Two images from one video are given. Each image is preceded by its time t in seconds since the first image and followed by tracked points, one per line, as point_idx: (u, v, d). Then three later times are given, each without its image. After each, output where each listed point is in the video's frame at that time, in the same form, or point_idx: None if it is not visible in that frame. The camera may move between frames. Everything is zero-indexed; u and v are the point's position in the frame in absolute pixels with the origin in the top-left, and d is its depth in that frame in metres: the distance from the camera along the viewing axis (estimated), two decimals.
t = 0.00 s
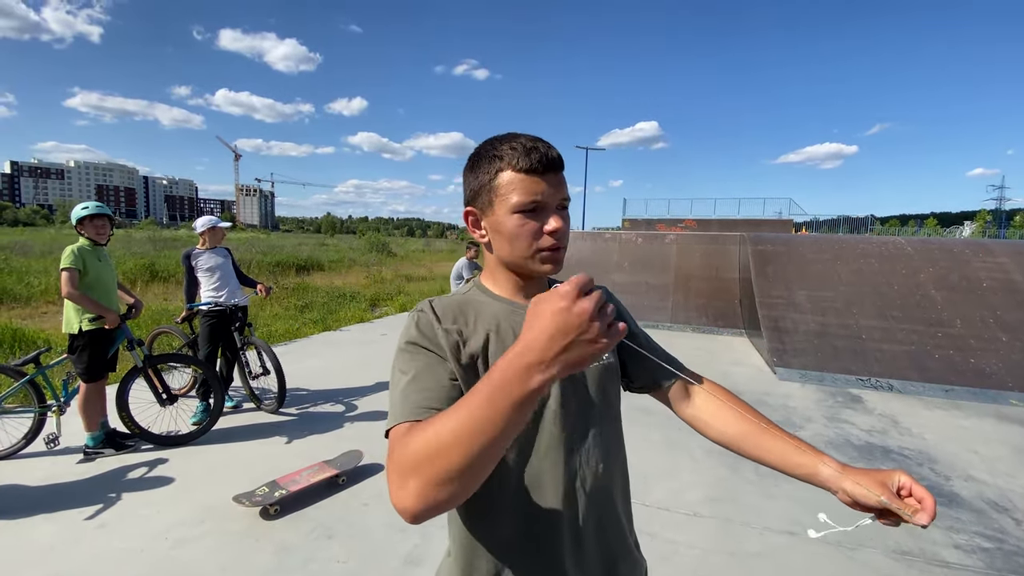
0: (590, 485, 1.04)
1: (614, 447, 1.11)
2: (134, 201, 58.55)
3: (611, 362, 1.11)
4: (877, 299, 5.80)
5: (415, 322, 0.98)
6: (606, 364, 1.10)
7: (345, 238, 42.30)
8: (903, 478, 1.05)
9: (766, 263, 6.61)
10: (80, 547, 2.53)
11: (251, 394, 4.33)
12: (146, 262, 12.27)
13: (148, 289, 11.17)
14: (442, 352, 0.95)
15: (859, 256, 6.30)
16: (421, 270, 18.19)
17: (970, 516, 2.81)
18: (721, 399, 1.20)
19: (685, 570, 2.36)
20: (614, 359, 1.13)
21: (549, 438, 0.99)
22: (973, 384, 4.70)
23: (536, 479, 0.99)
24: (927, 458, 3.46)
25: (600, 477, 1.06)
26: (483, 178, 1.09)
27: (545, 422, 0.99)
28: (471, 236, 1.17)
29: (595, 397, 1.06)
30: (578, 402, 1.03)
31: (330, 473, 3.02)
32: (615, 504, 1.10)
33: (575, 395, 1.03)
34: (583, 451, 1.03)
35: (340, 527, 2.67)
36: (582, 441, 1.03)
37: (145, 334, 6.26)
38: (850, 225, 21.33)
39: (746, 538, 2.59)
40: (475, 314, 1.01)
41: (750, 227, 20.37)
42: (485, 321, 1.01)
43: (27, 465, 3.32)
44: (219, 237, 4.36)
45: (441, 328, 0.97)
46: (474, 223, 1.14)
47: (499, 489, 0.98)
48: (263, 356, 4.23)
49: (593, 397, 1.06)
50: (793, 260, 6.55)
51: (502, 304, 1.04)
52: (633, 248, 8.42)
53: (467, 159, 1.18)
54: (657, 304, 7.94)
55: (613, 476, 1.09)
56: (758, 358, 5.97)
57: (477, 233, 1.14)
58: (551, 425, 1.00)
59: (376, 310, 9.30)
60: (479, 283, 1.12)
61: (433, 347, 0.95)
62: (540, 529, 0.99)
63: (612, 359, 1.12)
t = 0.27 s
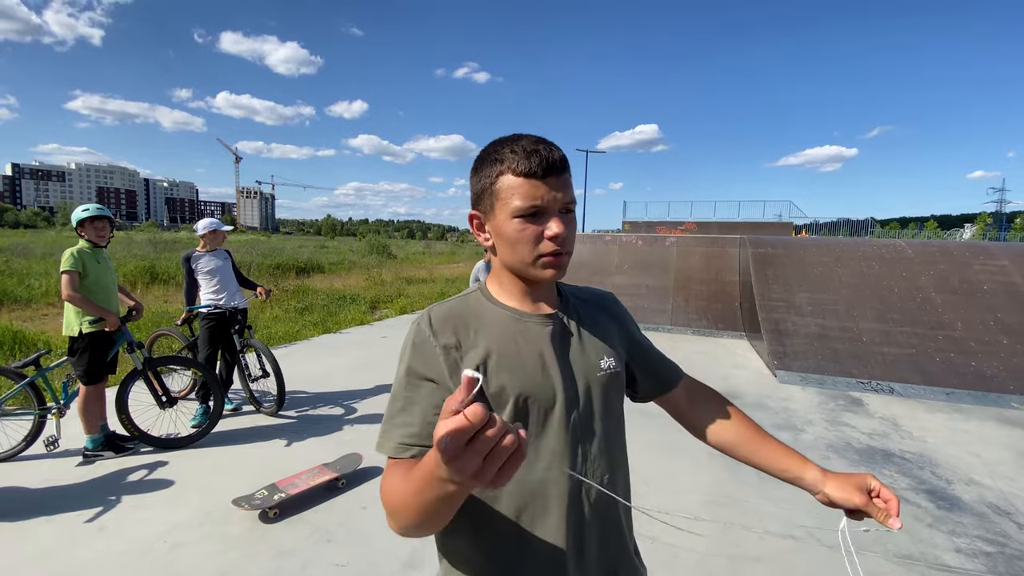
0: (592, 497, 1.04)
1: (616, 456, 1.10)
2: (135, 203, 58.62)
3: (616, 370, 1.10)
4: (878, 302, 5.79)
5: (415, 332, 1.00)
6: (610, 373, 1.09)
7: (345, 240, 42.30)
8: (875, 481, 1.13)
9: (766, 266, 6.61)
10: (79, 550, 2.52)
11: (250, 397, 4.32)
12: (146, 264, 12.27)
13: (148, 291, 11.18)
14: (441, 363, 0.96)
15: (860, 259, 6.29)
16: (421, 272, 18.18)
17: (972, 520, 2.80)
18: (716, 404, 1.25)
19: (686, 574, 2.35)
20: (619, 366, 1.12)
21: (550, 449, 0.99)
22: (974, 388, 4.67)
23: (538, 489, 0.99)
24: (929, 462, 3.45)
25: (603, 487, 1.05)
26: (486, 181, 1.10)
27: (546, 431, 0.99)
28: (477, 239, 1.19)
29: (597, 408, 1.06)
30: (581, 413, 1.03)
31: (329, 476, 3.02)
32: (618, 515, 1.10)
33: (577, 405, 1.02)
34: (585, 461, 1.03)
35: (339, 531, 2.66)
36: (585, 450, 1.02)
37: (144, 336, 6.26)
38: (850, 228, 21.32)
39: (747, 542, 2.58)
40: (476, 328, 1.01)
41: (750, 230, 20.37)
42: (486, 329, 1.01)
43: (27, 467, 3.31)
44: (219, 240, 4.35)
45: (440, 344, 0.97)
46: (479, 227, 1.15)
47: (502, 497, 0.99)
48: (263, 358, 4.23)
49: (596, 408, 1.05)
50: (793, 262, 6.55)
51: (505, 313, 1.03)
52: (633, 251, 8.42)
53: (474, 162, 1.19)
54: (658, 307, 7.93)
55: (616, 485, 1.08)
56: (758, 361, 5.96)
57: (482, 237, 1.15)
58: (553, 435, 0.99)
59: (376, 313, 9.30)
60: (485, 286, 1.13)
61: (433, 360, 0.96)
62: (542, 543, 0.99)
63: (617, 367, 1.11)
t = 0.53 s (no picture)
0: (592, 507, 1.03)
1: (620, 465, 1.09)
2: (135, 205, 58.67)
3: (621, 378, 1.07)
4: (878, 304, 5.79)
5: (414, 338, 1.03)
6: (613, 381, 1.06)
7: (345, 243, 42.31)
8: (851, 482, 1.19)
9: (767, 268, 6.60)
10: (77, 553, 2.51)
11: (249, 400, 4.32)
12: (146, 267, 12.28)
13: (148, 293, 11.18)
14: (437, 371, 0.99)
15: (860, 261, 6.29)
16: (421, 274, 18.19)
17: (973, 523, 2.79)
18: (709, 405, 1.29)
19: None
20: (626, 373, 1.10)
21: (548, 457, 0.99)
22: (974, 390, 4.67)
23: (536, 497, 1.00)
24: (929, 465, 3.44)
25: (605, 497, 1.04)
26: (481, 186, 1.11)
27: (544, 440, 0.99)
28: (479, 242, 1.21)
29: (600, 417, 1.03)
30: (582, 422, 1.02)
31: (328, 479, 3.02)
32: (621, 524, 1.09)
33: (578, 414, 1.01)
34: (585, 471, 1.02)
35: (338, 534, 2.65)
36: (585, 460, 1.01)
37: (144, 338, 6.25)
38: (850, 230, 21.33)
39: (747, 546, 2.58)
40: (473, 336, 1.02)
41: (750, 233, 20.41)
42: (484, 335, 1.02)
43: (26, 470, 3.30)
44: (219, 242, 4.35)
45: (434, 353, 1.00)
46: (479, 230, 1.17)
47: (499, 503, 1.01)
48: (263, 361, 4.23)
49: (600, 417, 1.03)
50: (793, 265, 6.55)
51: (503, 319, 1.04)
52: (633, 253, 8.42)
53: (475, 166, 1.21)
54: (658, 309, 7.92)
55: (618, 495, 1.07)
56: (759, 364, 5.96)
57: (482, 240, 1.17)
58: (551, 444, 0.99)
59: (376, 315, 9.29)
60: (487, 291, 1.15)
61: (430, 367, 1.00)
62: (538, 549, 1.00)
63: (623, 374, 1.08)
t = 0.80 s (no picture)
0: (592, 514, 1.02)
1: (621, 472, 1.08)
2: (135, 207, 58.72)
3: (625, 383, 1.06)
4: (878, 306, 5.79)
5: (415, 337, 1.04)
6: (616, 386, 1.05)
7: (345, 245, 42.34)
8: (818, 504, 1.16)
9: (767, 270, 6.60)
10: (76, 555, 2.50)
11: (249, 402, 4.32)
12: (146, 269, 12.28)
13: (148, 295, 11.17)
14: (436, 372, 1.00)
15: (861, 263, 6.30)
16: (421, 276, 18.20)
17: (973, 525, 2.79)
18: (706, 399, 1.33)
19: None
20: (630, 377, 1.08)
21: (547, 462, 0.99)
22: (974, 392, 4.67)
23: (535, 501, 0.99)
24: (929, 467, 3.43)
25: (605, 504, 1.03)
26: (479, 186, 1.12)
27: (543, 444, 0.99)
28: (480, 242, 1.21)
29: (602, 423, 1.02)
30: (583, 427, 1.01)
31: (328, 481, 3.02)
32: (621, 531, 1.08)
33: (579, 420, 1.00)
34: (585, 477, 1.01)
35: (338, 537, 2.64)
36: (585, 466, 1.00)
37: (144, 341, 6.25)
38: (850, 233, 21.35)
39: (748, 549, 2.57)
40: (472, 337, 1.02)
41: (750, 235, 20.43)
42: (485, 337, 1.02)
43: (25, 472, 3.30)
44: (219, 244, 4.36)
45: (433, 352, 1.01)
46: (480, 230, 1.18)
47: (497, 506, 1.01)
48: (263, 362, 4.22)
49: (602, 423, 1.02)
50: (793, 267, 6.55)
51: (504, 320, 1.04)
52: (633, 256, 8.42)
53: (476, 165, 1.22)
54: (658, 311, 7.92)
55: (619, 502, 1.06)
56: (759, 366, 5.95)
57: (483, 239, 1.18)
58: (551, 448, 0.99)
59: (376, 317, 9.29)
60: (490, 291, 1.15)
61: (429, 367, 1.00)
62: (535, 554, 1.00)
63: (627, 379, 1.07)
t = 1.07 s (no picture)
0: (592, 522, 1.01)
1: (623, 480, 1.07)
2: (136, 209, 58.76)
3: (628, 388, 1.06)
4: (878, 309, 5.79)
5: (418, 336, 1.04)
6: (620, 392, 1.05)
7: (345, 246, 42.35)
8: (768, 543, 1.17)
9: (767, 272, 6.60)
10: (74, 557, 2.50)
11: (249, 404, 4.32)
12: (146, 270, 12.29)
13: (148, 297, 11.17)
14: (437, 371, 1.01)
15: (861, 265, 6.30)
16: (421, 278, 18.20)
17: (974, 528, 2.78)
18: (702, 413, 1.33)
19: None
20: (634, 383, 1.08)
21: (548, 467, 0.99)
22: (975, 395, 4.67)
23: (535, 505, 0.99)
24: (930, 470, 3.43)
25: (605, 512, 1.03)
26: (487, 188, 1.13)
27: (544, 448, 0.99)
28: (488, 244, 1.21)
29: (604, 428, 1.02)
30: (585, 432, 1.01)
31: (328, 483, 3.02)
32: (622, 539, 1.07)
33: (580, 425, 1.00)
34: (587, 483, 1.01)
35: (337, 539, 2.64)
36: (587, 472, 1.00)
37: (144, 342, 6.26)
38: (850, 235, 21.37)
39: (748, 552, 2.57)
40: (475, 338, 1.02)
41: (750, 237, 20.44)
42: (488, 338, 1.02)
43: (25, 474, 3.30)
44: (221, 246, 4.37)
45: (435, 351, 1.01)
46: (487, 233, 1.18)
47: (496, 510, 1.00)
48: (263, 364, 4.23)
49: (603, 428, 1.02)
50: (793, 269, 6.55)
51: (508, 321, 1.04)
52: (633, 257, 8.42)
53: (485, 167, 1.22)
54: (658, 313, 7.92)
55: (619, 511, 1.05)
56: (759, 368, 5.95)
57: (491, 243, 1.18)
58: (552, 453, 0.99)
59: (376, 319, 9.29)
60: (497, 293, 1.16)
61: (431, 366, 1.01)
62: (535, 559, 1.00)
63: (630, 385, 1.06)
